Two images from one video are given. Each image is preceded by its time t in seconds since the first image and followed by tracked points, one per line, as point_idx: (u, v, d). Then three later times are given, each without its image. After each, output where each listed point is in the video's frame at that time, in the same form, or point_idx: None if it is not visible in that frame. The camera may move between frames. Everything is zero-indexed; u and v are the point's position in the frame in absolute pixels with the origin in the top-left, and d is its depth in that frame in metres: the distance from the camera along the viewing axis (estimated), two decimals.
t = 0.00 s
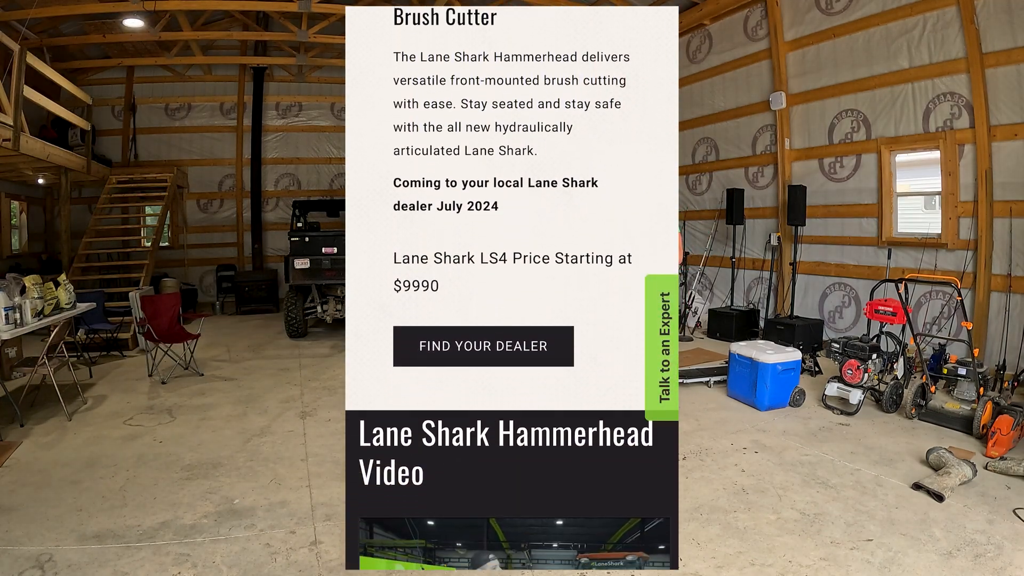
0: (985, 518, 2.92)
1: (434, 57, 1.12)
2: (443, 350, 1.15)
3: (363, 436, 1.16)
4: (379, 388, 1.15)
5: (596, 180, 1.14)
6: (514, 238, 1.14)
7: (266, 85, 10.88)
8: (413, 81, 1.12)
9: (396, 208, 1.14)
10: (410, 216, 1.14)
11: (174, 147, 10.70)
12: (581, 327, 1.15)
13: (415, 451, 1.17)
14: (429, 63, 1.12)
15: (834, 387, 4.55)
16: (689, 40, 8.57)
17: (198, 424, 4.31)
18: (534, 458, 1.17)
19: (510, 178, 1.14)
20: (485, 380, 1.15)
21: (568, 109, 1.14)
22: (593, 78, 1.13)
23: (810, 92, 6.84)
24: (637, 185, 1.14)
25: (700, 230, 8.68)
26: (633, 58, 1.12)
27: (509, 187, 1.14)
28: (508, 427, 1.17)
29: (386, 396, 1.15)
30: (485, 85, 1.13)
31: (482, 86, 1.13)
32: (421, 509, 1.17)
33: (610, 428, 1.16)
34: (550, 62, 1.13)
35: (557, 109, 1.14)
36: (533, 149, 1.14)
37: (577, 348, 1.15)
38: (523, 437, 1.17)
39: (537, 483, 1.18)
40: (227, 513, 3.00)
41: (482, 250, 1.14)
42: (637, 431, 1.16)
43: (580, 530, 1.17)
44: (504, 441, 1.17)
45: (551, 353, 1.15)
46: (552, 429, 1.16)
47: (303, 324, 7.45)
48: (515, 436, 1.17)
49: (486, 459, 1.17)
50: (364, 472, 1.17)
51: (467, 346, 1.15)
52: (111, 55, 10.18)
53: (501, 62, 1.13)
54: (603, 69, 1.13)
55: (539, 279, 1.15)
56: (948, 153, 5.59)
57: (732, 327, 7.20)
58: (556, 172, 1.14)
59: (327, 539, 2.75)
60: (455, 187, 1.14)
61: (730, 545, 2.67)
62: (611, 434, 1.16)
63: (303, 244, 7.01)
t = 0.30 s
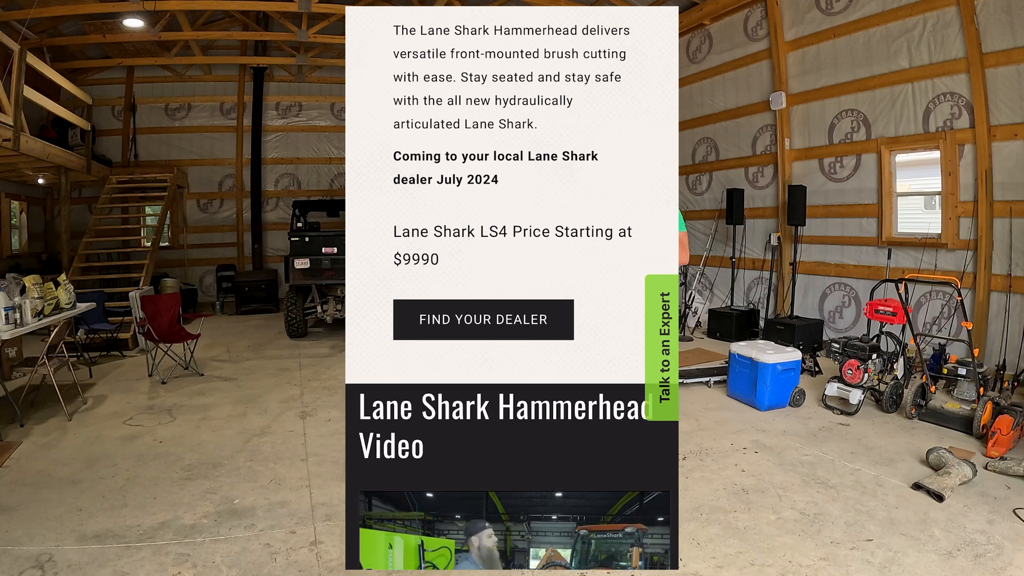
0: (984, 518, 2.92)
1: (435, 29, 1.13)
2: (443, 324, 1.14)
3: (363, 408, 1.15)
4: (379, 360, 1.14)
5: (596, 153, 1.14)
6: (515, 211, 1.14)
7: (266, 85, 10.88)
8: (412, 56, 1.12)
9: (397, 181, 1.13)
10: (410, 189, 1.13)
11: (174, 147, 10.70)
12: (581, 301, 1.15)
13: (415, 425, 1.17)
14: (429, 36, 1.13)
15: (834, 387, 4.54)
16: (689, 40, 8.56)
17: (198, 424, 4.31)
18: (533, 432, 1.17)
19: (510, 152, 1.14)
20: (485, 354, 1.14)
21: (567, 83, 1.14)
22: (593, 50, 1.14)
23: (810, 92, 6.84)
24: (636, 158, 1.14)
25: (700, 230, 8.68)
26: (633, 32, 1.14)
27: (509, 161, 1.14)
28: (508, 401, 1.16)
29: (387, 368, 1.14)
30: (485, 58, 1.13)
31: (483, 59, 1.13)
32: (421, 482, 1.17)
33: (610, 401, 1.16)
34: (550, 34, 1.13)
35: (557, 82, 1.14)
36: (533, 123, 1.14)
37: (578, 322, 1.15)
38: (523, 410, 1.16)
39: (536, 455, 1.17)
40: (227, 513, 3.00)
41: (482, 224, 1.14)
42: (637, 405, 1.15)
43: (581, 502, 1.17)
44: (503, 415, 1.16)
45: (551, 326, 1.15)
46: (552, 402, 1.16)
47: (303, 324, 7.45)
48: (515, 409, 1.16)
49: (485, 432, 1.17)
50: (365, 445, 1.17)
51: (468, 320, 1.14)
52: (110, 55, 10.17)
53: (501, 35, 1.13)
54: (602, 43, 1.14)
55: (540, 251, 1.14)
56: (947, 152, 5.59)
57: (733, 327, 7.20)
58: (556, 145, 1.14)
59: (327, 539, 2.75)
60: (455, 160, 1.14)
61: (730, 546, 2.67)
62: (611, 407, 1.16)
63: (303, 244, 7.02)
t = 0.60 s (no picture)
0: (985, 518, 2.92)
1: None
2: (442, 247, 1.17)
3: (363, 330, 1.18)
4: (380, 284, 1.17)
5: (596, 75, 1.17)
6: (516, 132, 1.17)
7: (266, 85, 10.88)
8: None
9: (397, 104, 1.16)
10: (410, 111, 1.16)
11: (174, 147, 10.69)
12: (581, 223, 1.18)
13: (415, 346, 1.20)
14: None
15: (834, 387, 4.54)
16: (689, 40, 8.56)
17: (198, 424, 4.31)
18: (534, 353, 1.19)
19: (510, 74, 1.17)
20: (484, 276, 1.18)
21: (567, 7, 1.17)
22: None
23: (811, 92, 6.84)
24: (636, 81, 1.16)
25: (700, 230, 8.68)
26: None
27: (509, 83, 1.17)
28: (508, 322, 1.19)
29: (387, 292, 1.18)
30: None
31: None
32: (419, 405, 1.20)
33: (610, 323, 1.19)
34: None
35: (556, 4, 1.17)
36: (533, 46, 1.17)
37: (578, 244, 1.18)
38: (523, 331, 1.19)
39: (536, 377, 1.19)
40: (227, 513, 3.00)
41: (482, 146, 1.17)
42: (637, 325, 1.19)
43: (578, 427, 1.18)
44: (504, 336, 1.19)
45: (551, 248, 1.17)
46: (552, 324, 1.18)
47: (303, 324, 7.45)
48: (515, 330, 1.19)
49: (484, 354, 1.19)
50: (365, 367, 1.20)
51: (467, 243, 1.17)
52: (111, 55, 10.18)
53: None
54: None
55: (541, 173, 1.17)
56: (947, 152, 5.59)
57: (733, 327, 7.20)
58: (556, 68, 1.17)
59: (327, 539, 2.75)
60: (455, 83, 1.16)
61: (730, 546, 2.67)
62: (611, 329, 1.19)
63: (303, 244, 7.02)
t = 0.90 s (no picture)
0: (985, 518, 2.92)
1: None
2: (442, 188, 1.16)
3: (363, 272, 1.17)
4: (379, 226, 1.16)
5: (596, 17, 1.15)
6: (516, 74, 1.16)
7: (266, 85, 10.88)
8: None
9: (397, 46, 1.15)
10: (410, 53, 1.15)
11: (173, 147, 10.69)
12: (581, 164, 1.16)
13: (415, 289, 1.18)
14: None
15: (834, 387, 4.54)
16: (689, 40, 8.56)
17: (198, 424, 4.31)
18: (533, 295, 1.18)
19: (509, 17, 1.16)
20: (484, 217, 1.16)
21: None
22: None
23: (811, 92, 6.84)
24: (635, 29, 1.15)
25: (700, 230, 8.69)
26: None
27: (509, 25, 1.16)
28: (508, 264, 1.17)
29: (386, 233, 1.16)
30: None
31: None
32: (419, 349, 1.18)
33: (610, 265, 1.17)
34: None
35: None
36: None
37: (578, 185, 1.16)
38: (524, 274, 1.17)
39: (536, 319, 1.18)
40: (227, 513, 3.00)
41: (482, 88, 1.16)
42: (636, 268, 1.17)
43: (576, 372, 1.16)
44: (504, 279, 1.17)
45: (551, 190, 1.16)
46: (552, 267, 1.17)
47: (303, 324, 7.45)
48: (515, 273, 1.17)
49: (485, 296, 1.18)
50: (365, 309, 1.18)
51: (468, 183, 1.16)
52: (110, 55, 10.18)
53: None
54: None
55: (540, 116, 1.15)
56: (948, 152, 5.59)
57: (733, 327, 7.20)
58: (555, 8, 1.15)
59: (327, 539, 2.75)
60: (455, 25, 1.16)
61: (730, 546, 2.67)
62: (611, 271, 1.17)
63: (303, 244, 7.02)
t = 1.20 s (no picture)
0: (984, 518, 2.92)
1: None
2: (443, 156, 1.08)
3: (363, 241, 1.08)
4: (379, 193, 1.07)
5: None
6: (515, 38, 1.07)
7: (266, 85, 10.88)
8: None
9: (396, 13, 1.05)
10: (411, 21, 1.05)
11: (173, 147, 10.68)
12: (581, 132, 1.07)
13: (415, 257, 1.09)
14: None
15: (834, 387, 4.54)
16: (689, 40, 8.56)
17: (198, 424, 4.31)
18: (532, 264, 1.09)
19: None
20: (484, 184, 1.07)
21: None
22: None
23: (811, 92, 6.84)
24: None
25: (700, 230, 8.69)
26: None
27: None
28: (508, 232, 1.09)
29: (386, 200, 1.07)
30: None
31: None
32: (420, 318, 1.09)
33: (610, 233, 1.09)
34: None
35: None
36: None
37: (578, 153, 1.08)
38: (524, 242, 1.09)
39: (534, 286, 1.09)
40: (227, 513, 3.00)
41: (482, 55, 1.06)
42: (637, 236, 1.09)
43: (575, 344, 1.09)
44: (504, 248, 1.09)
45: (550, 159, 1.08)
46: (552, 234, 1.08)
47: (303, 324, 7.44)
48: (515, 241, 1.09)
49: (486, 265, 1.09)
50: (364, 277, 1.09)
51: (468, 152, 1.07)
52: (111, 55, 10.18)
53: None
54: None
55: (540, 83, 1.07)
56: (948, 153, 5.58)
57: (733, 327, 7.20)
58: None
59: (327, 539, 2.75)
60: None
61: (730, 546, 2.67)
62: (611, 239, 1.09)
63: (303, 244, 7.01)
